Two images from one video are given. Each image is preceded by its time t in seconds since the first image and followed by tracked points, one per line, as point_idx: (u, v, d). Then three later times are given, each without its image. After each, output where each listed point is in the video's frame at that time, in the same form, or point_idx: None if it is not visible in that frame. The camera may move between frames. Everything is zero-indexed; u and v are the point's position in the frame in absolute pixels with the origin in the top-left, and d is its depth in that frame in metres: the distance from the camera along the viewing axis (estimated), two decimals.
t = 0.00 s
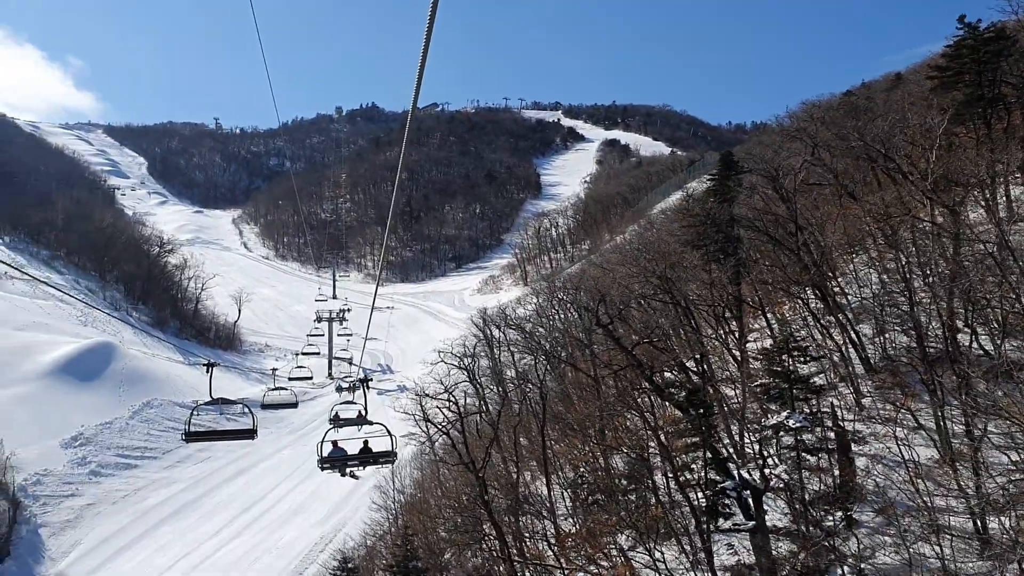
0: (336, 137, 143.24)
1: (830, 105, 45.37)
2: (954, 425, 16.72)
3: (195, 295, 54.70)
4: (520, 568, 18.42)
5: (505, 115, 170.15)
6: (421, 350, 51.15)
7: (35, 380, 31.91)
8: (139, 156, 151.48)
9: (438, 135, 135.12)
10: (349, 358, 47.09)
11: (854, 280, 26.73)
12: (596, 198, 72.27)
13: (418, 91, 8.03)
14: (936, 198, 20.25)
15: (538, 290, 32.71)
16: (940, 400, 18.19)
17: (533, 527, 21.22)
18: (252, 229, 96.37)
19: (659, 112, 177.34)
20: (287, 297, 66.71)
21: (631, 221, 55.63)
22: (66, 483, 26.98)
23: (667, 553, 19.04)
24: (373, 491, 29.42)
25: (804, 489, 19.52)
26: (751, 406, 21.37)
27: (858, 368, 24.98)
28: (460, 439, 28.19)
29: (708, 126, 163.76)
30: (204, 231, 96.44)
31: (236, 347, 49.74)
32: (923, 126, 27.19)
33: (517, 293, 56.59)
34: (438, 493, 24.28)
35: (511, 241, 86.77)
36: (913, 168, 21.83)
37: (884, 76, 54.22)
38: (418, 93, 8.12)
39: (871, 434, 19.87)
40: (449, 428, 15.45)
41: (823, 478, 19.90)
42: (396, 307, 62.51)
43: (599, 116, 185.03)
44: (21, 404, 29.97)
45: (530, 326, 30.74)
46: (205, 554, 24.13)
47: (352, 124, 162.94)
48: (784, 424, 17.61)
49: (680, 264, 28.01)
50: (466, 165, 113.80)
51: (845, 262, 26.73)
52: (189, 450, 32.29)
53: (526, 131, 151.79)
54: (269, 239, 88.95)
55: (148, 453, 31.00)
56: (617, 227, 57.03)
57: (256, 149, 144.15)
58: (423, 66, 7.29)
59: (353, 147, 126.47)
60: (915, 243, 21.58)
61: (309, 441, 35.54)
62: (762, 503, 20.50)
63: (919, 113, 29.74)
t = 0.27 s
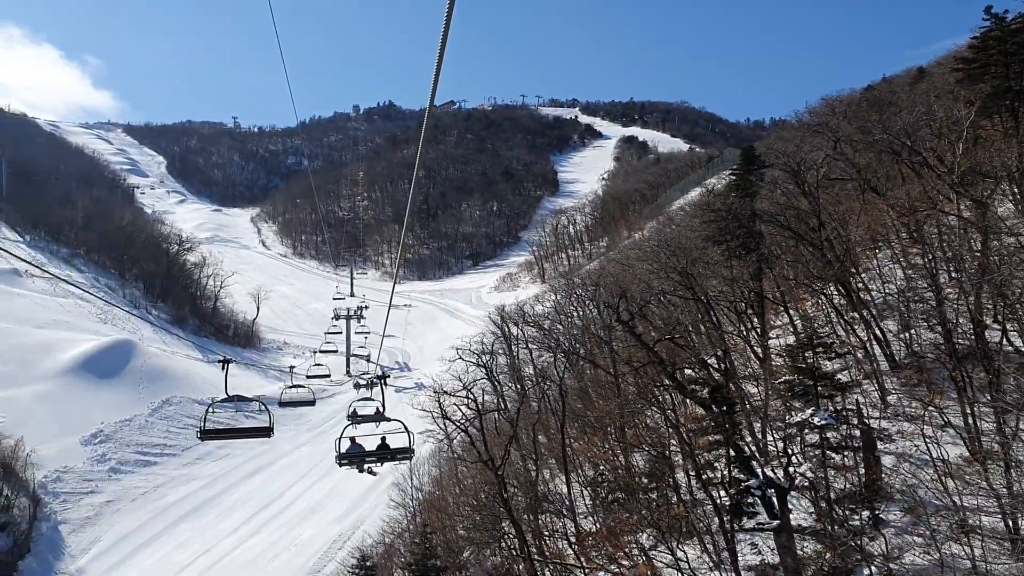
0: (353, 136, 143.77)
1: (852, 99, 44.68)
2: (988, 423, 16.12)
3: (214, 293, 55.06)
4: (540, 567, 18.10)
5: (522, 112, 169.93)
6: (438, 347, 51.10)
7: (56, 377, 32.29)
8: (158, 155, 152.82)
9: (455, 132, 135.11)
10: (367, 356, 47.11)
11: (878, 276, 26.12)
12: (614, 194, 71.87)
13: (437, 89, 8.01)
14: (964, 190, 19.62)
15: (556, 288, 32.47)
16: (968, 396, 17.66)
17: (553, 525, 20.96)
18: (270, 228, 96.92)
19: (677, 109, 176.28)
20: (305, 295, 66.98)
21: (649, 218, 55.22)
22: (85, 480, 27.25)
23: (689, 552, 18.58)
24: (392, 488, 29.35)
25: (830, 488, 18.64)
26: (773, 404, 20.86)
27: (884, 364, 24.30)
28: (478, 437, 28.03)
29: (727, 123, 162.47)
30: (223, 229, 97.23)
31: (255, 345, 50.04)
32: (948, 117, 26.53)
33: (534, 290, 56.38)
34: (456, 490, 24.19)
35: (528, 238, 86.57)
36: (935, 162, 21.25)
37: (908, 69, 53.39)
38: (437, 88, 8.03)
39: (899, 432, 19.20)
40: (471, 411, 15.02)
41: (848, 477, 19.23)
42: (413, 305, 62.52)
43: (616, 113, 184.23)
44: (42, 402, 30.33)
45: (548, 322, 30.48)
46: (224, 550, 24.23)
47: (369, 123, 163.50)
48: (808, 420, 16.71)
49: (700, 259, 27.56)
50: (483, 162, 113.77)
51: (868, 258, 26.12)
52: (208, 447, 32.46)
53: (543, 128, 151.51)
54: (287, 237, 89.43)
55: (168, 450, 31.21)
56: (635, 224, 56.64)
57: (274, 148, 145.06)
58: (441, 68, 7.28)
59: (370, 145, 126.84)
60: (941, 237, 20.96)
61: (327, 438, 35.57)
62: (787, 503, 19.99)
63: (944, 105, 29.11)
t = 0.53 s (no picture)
0: (368, 133, 144.05)
1: (874, 92, 43.98)
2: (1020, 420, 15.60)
3: (230, 290, 55.31)
4: (558, 566, 17.74)
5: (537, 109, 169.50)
6: (453, 345, 51.01)
7: (74, 375, 32.59)
8: (174, 153, 153.76)
9: (471, 130, 134.91)
10: (382, 353, 47.12)
11: (900, 270, 25.55)
12: (630, 191, 71.42)
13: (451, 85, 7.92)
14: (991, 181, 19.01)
15: (572, 285, 32.19)
16: (995, 391, 17.14)
17: (571, 522, 20.67)
18: (285, 225, 97.31)
19: (693, 105, 175.10)
20: (321, 293, 67.16)
21: (666, 214, 54.76)
22: (102, 477, 27.41)
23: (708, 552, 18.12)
24: (408, 486, 29.25)
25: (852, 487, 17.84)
26: (794, 400, 20.24)
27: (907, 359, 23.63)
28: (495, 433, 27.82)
29: (744, 119, 161.14)
30: (239, 227, 97.75)
31: (271, 342, 50.23)
32: (973, 107, 25.92)
33: (550, 287, 56.13)
34: (472, 488, 24.02)
35: (544, 236, 86.30)
36: (956, 155, 20.63)
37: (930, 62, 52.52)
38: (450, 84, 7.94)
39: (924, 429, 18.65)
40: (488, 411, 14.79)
41: (871, 474, 18.40)
42: (428, 302, 62.49)
43: (632, 109, 183.33)
44: (60, 400, 30.62)
45: (565, 319, 30.20)
46: (239, 547, 24.24)
47: (384, 120, 163.82)
48: (831, 418, 15.53)
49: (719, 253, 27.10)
50: (498, 159, 113.58)
51: (890, 252, 25.54)
52: (225, 444, 32.58)
53: (557, 125, 151.05)
54: (303, 234, 89.72)
55: (184, 447, 31.33)
56: (651, 220, 56.21)
57: (290, 147, 145.76)
58: (454, 68, 7.26)
59: (385, 142, 127.01)
60: (968, 231, 20.27)
61: (343, 435, 35.57)
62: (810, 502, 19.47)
63: (969, 96, 28.50)
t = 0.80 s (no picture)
0: (381, 130, 144.22)
1: (893, 84, 43.32)
2: None
3: (245, 287, 55.50)
4: (574, 564, 17.48)
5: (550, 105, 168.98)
6: (467, 341, 50.89)
7: (89, 371, 32.75)
8: (188, 150, 154.53)
9: (484, 126, 134.57)
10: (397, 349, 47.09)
11: (922, 264, 24.98)
12: (645, 186, 71.00)
13: (465, 81, 7.76)
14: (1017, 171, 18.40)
15: (587, 281, 31.90)
16: (1022, 386, 16.61)
17: (588, 519, 20.37)
18: (299, 222, 97.61)
19: (707, 101, 173.95)
20: (335, 290, 67.29)
21: (681, 209, 54.30)
22: (118, 473, 27.53)
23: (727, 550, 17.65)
24: (422, 482, 29.14)
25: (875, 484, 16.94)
26: (814, 397, 19.54)
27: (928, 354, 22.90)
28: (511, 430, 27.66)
29: (759, 114, 159.85)
30: (254, 224, 98.16)
31: (285, 338, 50.39)
32: (997, 97, 25.32)
33: (564, 283, 55.89)
34: (487, 485, 23.86)
35: (558, 232, 86.01)
36: (981, 148, 19.98)
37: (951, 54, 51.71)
38: (464, 83, 7.76)
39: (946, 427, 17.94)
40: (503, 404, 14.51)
41: (892, 473, 17.61)
42: (442, 299, 62.42)
43: (646, 105, 182.42)
44: (76, 396, 30.80)
45: (579, 315, 29.89)
46: (254, 544, 24.25)
47: (397, 117, 164.00)
48: (852, 414, 14.48)
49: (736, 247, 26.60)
50: (512, 156, 113.32)
51: (910, 246, 24.95)
52: (240, 440, 32.66)
53: (571, 121, 150.53)
54: (317, 231, 89.93)
55: (199, 443, 31.42)
56: (666, 216, 55.78)
57: (303, 145, 146.32)
58: (467, 60, 7.06)
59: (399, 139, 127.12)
60: (993, 223, 19.58)
61: (358, 432, 35.56)
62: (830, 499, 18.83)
63: (992, 87, 27.90)
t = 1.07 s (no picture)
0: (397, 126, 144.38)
1: (915, 74, 42.58)
2: None
3: (261, 284, 55.78)
4: (592, 561, 17.28)
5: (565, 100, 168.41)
6: (483, 337, 50.78)
7: (108, 367, 33.03)
8: (204, 147, 155.31)
9: (499, 122, 134.19)
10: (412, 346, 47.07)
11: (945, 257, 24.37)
12: (661, 181, 70.48)
13: (479, 76, 7.61)
14: None
15: (604, 276, 31.65)
16: None
17: (606, 517, 20.08)
18: (315, 219, 98.01)
19: (724, 95, 172.55)
20: (351, 286, 67.48)
21: (699, 204, 53.81)
22: (135, 469, 27.73)
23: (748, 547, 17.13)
24: (439, 478, 29.06)
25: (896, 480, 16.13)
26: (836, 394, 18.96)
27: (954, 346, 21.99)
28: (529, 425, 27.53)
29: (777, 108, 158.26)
30: (270, 221, 98.72)
31: (302, 334, 50.60)
32: None
33: (580, 279, 55.60)
34: (504, 481, 23.76)
35: (573, 228, 85.67)
36: (1007, 137, 19.32)
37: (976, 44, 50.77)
38: (478, 77, 7.58)
39: (974, 422, 16.98)
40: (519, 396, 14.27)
41: (917, 469, 16.75)
42: (458, 295, 62.36)
43: (662, 100, 181.26)
44: (94, 392, 31.06)
45: (596, 310, 29.63)
46: (270, 540, 24.31)
47: (413, 114, 164.20)
48: (876, 409, 14.02)
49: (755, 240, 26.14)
50: (527, 151, 113.04)
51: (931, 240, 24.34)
52: (256, 436, 32.79)
53: (586, 116, 149.92)
54: (333, 228, 90.23)
55: (216, 439, 31.57)
56: (683, 211, 55.30)
57: (319, 142, 146.95)
58: (482, 54, 6.86)
59: (414, 136, 127.24)
60: (1022, 214, 18.91)
61: (374, 428, 35.55)
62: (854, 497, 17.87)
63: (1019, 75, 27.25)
